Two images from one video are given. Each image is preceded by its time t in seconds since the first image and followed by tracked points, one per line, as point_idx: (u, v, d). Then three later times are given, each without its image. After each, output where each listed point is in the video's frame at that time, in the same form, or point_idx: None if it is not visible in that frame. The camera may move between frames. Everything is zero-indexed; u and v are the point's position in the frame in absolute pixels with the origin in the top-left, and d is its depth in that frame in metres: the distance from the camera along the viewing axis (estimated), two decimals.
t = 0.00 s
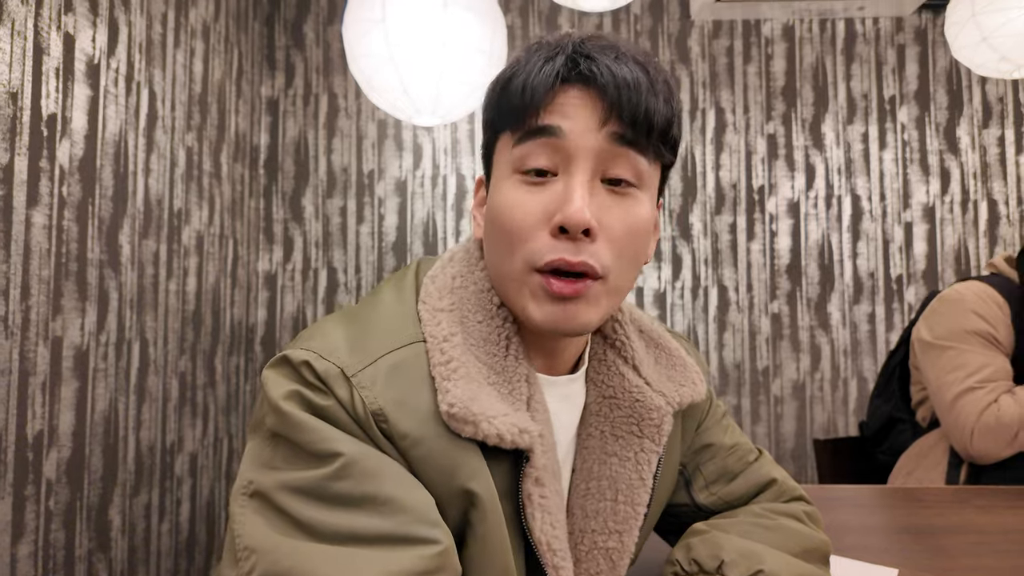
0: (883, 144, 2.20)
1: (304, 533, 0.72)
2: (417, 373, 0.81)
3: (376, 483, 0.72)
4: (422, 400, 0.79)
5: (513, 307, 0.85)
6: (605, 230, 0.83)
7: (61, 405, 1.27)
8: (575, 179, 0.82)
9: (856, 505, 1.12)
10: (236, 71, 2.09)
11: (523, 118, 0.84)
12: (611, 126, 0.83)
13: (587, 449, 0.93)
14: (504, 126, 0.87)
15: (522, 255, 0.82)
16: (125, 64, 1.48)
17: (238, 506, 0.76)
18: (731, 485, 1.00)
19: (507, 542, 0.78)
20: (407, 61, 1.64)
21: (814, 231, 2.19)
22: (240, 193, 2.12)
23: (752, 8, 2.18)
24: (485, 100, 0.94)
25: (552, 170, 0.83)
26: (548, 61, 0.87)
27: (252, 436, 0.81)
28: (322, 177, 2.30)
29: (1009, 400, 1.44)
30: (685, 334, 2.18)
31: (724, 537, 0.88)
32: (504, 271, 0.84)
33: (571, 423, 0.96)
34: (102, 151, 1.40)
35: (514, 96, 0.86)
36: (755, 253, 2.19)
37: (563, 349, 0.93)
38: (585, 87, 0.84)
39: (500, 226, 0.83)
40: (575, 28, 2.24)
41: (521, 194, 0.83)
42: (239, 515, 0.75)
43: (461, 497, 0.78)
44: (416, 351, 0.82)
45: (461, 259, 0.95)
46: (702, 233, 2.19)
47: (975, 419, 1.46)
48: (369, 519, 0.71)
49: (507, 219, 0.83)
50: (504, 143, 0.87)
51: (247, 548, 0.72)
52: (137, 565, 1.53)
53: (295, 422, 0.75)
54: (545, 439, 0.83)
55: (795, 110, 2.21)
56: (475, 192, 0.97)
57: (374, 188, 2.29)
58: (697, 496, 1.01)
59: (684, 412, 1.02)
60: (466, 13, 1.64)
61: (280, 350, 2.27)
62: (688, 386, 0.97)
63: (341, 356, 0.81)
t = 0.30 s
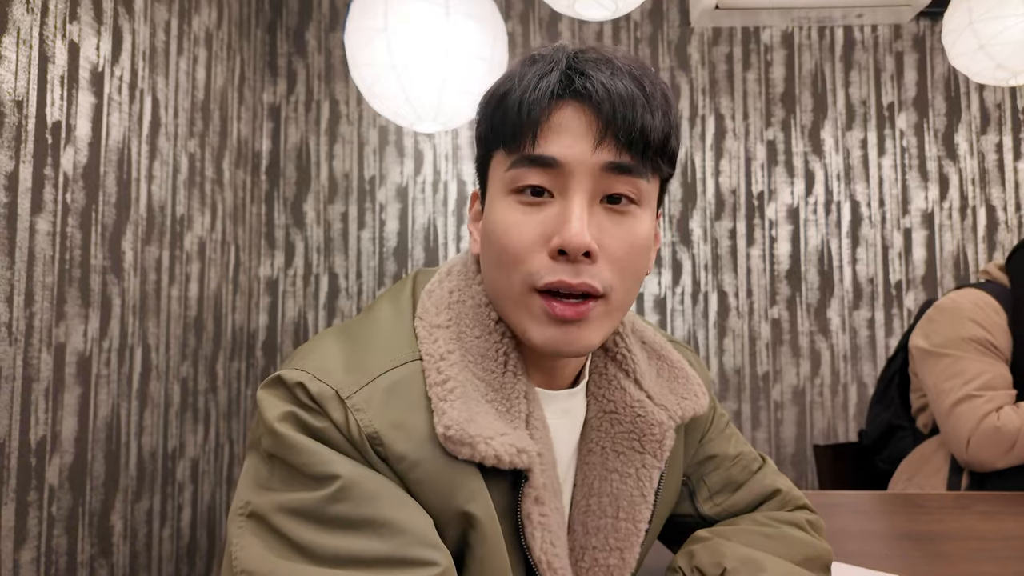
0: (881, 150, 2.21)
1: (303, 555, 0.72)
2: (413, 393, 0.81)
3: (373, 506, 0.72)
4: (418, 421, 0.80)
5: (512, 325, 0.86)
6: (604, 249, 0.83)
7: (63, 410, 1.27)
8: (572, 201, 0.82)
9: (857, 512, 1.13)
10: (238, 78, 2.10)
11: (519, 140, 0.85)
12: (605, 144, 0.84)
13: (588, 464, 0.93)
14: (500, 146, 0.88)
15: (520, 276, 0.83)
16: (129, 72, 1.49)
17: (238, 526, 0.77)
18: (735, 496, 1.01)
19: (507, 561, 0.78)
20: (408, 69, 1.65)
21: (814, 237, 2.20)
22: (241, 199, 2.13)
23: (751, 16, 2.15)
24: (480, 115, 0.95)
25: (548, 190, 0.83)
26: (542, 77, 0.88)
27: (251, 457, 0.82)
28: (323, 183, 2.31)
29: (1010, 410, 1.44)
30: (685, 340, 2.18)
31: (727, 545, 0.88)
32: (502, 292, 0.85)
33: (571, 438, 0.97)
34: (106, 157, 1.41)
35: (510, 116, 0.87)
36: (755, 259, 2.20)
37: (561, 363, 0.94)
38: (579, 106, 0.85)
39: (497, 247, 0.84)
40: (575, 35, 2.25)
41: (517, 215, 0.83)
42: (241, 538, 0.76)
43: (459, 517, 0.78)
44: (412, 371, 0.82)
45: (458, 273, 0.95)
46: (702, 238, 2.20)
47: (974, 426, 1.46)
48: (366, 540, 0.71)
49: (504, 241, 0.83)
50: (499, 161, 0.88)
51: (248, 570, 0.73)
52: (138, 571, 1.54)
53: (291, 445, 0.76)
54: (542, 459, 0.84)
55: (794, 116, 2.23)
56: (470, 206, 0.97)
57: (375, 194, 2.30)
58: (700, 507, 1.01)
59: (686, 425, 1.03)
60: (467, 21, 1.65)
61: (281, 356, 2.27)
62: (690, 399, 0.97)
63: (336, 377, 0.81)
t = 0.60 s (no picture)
0: (880, 155, 2.22)
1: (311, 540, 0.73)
2: (424, 383, 0.82)
3: (381, 493, 0.73)
4: (429, 411, 0.80)
5: (541, 322, 0.86)
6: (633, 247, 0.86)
7: (64, 414, 1.27)
8: (605, 199, 0.84)
9: (858, 514, 1.13)
10: (239, 83, 2.10)
11: (547, 139, 0.86)
12: (632, 145, 0.86)
13: (587, 459, 0.94)
14: (522, 144, 0.88)
15: (553, 273, 0.84)
16: (131, 76, 1.50)
17: (248, 515, 0.78)
18: (731, 494, 1.00)
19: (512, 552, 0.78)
20: (409, 73, 1.65)
21: (813, 241, 2.21)
22: (242, 204, 2.13)
23: (750, 21, 2.17)
24: (490, 113, 0.94)
25: (579, 188, 0.85)
26: (563, 78, 0.90)
27: (262, 447, 0.82)
28: (324, 187, 2.32)
29: (1006, 417, 1.44)
30: (685, 344, 2.19)
31: (725, 548, 0.88)
32: (531, 286, 0.85)
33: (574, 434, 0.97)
34: (107, 162, 1.41)
35: (535, 115, 0.87)
36: (754, 263, 2.20)
37: (568, 361, 0.94)
38: (603, 107, 0.87)
39: (528, 245, 0.84)
40: (575, 40, 2.26)
41: (548, 213, 0.84)
42: (250, 524, 0.77)
43: (466, 507, 0.79)
44: (422, 364, 0.83)
45: (465, 272, 0.96)
46: (701, 243, 2.20)
47: (969, 429, 1.46)
48: (374, 527, 0.71)
49: (536, 237, 0.84)
50: (520, 159, 0.88)
51: (256, 556, 0.73)
52: None
53: (302, 433, 0.76)
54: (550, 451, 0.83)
55: (793, 121, 2.23)
56: (473, 205, 0.97)
57: (375, 199, 2.31)
58: (695, 508, 1.01)
59: (683, 421, 1.04)
60: (468, 26, 1.66)
61: (281, 360, 2.27)
62: (687, 395, 0.98)
63: (348, 368, 0.82)
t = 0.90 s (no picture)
0: (878, 158, 2.22)
1: (326, 528, 0.72)
2: (445, 377, 0.82)
3: (400, 483, 0.73)
4: (450, 405, 0.81)
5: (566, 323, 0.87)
6: (660, 254, 0.88)
7: (62, 416, 1.27)
8: (636, 205, 0.85)
9: (860, 515, 1.13)
10: (239, 86, 2.11)
11: (582, 144, 0.87)
12: (660, 156, 0.89)
13: (592, 453, 0.94)
14: (555, 148, 0.89)
15: (582, 274, 0.84)
16: (130, 79, 1.50)
17: (264, 501, 0.76)
18: (725, 493, 1.01)
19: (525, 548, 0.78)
20: (408, 77, 1.65)
21: (812, 244, 2.21)
22: (241, 207, 2.13)
23: (749, 24, 2.18)
24: (518, 117, 0.95)
25: (609, 193, 0.86)
26: (596, 87, 0.91)
27: (279, 439, 0.82)
28: (323, 190, 2.32)
29: (996, 423, 1.44)
30: (685, 346, 2.19)
31: (722, 549, 0.88)
32: (559, 286, 0.86)
33: (582, 430, 0.97)
34: (106, 165, 1.41)
35: (570, 121, 0.88)
36: (753, 265, 2.20)
37: (580, 358, 0.94)
38: (634, 115, 0.88)
39: (559, 244, 0.85)
40: (574, 44, 2.26)
41: (580, 214, 0.85)
42: (263, 510, 0.75)
43: (481, 500, 0.79)
44: (441, 358, 0.84)
45: (481, 270, 0.97)
46: (700, 245, 2.21)
47: (956, 431, 1.47)
48: (391, 516, 0.71)
49: (569, 238, 0.85)
50: (552, 162, 0.89)
51: (270, 541, 0.72)
52: None
53: (325, 421, 0.76)
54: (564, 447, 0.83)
55: (791, 124, 2.24)
56: (494, 206, 0.97)
57: (374, 201, 2.31)
58: (691, 506, 1.02)
59: (679, 419, 1.04)
60: (467, 29, 1.66)
61: (279, 363, 2.27)
62: (688, 395, 0.98)
63: (371, 360, 0.82)
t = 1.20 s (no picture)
0: (874, 161, 2.23)
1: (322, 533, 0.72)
2: (441, 382, 0.82)
3: (395, 487, 0.73)
4: (445, 409, 0.81)
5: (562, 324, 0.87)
6: (654, 253, 0.88)
7: (57, 419, 1.27)
8: (630, 205, 0.85)
9: (855, 517, 1.13)
10: (236, 88, 2.11)
11: (576, 145, 0.87)
12: (653, 156, 0.89)
13: (588, 455, 0.94)
14: (549, 149, 0.89)
15: (578, 274, 0.84)
16: (127, 81, 1.50)
17: (261, 506, 0.76)
18: (722, 494, 1.01)
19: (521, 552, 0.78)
20: (406, 79, 1.65)
21: (808, 247, 2.22)
22: (238, 209, 2.13)
23: (745, 27, 2.19)
24: (512, 119, 0.95)
25: (603, 193, 0.86)
26: (588, 89, 0.91)
27: (277, 443, 0.82)
28: (320, 192, 2.32)
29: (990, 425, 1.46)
30: (681, 349, 2.19)
31: (718, 550, 0.89)
32: (554, 287, 0.86)
33: (578, 432, 0.97)
34: (103, 166, 1.41)
35: (563, 122, 0.88)
36: (749, 268, 2.21)
37: (577, 360, 0.94)
38: (627, 117, 0.88)
39: (554, 246, 0.85)
40: (571, 47, 2.27)
41: (575, 215, 0.85)
42: (260, 515, 0.75)
43: (477, 504, 0.79)
44: (437, 363, 0.84)
45: (477, 274, 0.97)
46: (697, 248, 2.21)
47: (951, 434, 1.47)
48: (387, 520, 0.71)
49: (564, 239, 0.84)
50: (546, 164, 0.89)
51: (266, 546, 0.72)
52: None
53: (321, 425, 0.76)
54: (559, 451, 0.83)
55: (788, 127, 2.25)
56: (489, 209, 0.97)
57: (371, 204, 2.31)
58: (688, 507, 1.02)
59: (676, 421, 1.05)
60: (464, 32, 1.66)
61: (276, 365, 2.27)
62: (686, 396, 0.98)
63: (367, 364, 0.82)
